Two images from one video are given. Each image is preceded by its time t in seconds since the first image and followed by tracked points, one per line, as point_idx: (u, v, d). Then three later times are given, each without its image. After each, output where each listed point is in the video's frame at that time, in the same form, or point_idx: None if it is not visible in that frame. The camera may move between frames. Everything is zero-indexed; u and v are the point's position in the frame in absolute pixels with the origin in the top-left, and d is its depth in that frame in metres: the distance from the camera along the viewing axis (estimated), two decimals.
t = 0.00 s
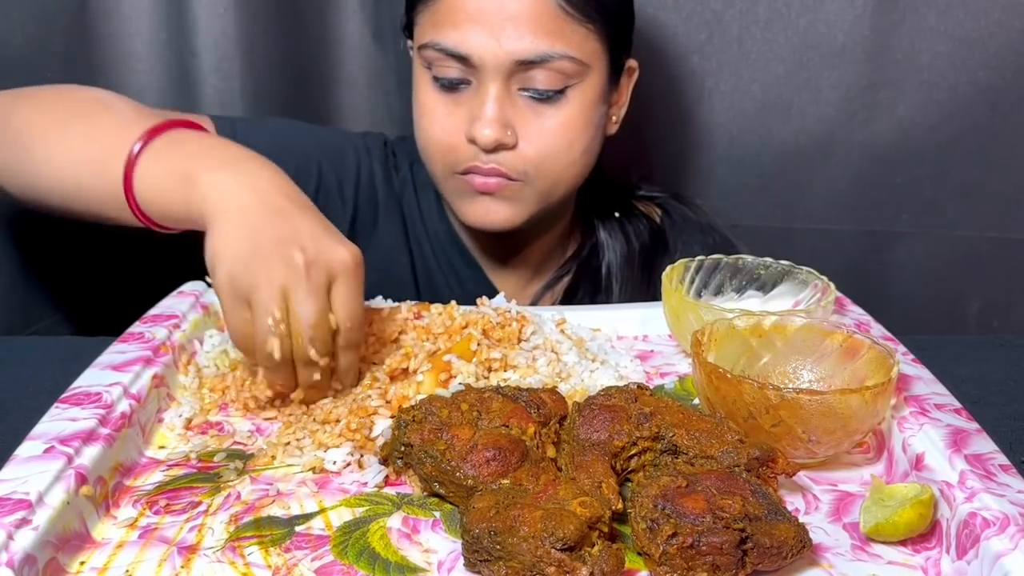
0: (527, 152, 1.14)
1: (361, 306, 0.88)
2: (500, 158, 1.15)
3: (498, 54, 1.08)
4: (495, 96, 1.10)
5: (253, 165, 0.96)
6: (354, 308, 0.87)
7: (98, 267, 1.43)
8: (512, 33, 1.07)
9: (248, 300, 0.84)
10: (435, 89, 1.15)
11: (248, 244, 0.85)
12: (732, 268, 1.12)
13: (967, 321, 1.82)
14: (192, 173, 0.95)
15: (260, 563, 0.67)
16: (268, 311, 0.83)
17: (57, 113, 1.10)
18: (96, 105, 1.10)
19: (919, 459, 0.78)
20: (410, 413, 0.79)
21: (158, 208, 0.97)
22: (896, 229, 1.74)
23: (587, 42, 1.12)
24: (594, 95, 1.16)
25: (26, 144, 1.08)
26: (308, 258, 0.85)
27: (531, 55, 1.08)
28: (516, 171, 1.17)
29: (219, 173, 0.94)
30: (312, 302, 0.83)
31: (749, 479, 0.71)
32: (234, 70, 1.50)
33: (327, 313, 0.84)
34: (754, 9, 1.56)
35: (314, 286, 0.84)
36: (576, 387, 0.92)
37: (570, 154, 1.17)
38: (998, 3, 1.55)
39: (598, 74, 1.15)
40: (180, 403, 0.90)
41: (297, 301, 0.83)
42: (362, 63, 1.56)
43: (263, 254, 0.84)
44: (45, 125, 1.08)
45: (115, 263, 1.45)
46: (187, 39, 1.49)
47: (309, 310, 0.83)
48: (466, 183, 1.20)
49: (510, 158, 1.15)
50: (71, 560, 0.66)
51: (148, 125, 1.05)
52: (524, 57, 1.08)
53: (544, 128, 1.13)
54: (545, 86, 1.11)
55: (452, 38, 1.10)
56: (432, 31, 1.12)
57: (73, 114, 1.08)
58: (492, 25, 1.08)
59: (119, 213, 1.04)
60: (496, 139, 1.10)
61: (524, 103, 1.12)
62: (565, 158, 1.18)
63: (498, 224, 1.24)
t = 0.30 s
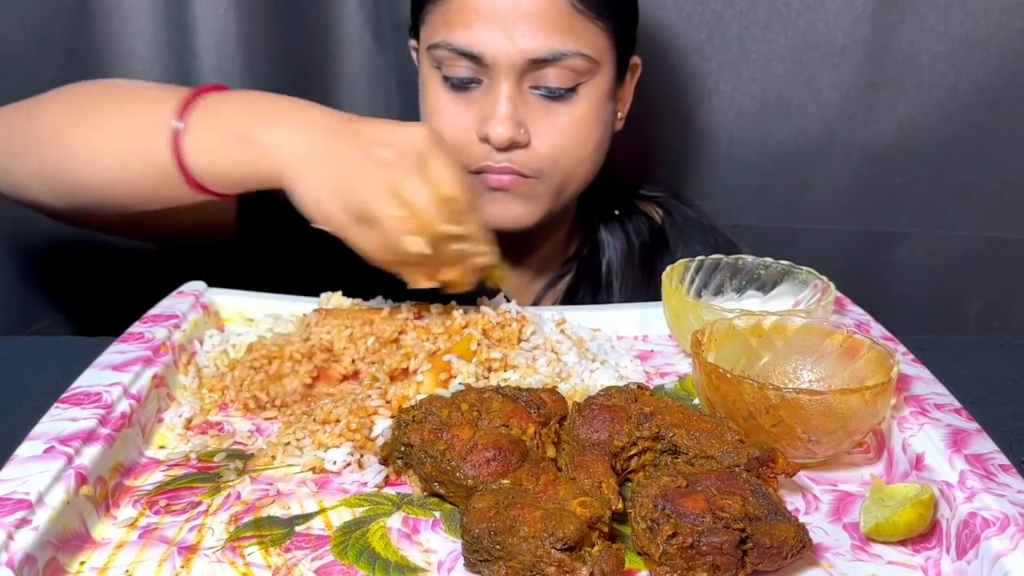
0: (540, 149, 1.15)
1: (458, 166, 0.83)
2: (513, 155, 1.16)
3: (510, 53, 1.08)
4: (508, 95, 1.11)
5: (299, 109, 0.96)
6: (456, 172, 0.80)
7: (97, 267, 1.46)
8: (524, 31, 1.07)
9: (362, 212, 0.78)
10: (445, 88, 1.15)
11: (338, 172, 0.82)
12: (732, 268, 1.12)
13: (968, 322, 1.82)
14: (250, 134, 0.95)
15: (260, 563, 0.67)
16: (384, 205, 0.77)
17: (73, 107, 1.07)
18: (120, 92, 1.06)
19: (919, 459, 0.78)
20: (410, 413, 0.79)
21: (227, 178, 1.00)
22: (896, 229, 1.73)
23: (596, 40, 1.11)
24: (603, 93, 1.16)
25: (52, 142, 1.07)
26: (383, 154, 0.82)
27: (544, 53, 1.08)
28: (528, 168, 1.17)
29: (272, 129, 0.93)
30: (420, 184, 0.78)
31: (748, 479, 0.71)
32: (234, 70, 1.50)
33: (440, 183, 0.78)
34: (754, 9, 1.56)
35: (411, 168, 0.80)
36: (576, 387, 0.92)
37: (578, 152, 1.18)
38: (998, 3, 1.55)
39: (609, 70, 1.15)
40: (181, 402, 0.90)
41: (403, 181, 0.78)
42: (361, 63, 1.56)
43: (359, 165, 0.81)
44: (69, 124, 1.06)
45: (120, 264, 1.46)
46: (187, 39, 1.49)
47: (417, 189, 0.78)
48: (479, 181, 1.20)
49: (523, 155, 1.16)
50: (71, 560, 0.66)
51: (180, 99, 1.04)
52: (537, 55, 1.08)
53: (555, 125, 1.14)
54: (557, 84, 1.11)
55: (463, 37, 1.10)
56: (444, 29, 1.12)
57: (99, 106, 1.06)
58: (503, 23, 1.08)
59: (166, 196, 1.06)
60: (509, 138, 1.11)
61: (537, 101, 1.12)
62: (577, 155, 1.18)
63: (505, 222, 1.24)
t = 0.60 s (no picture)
0: (535, 150, 1.14)
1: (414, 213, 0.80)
2: (509, 156, 1.15)
3: (507, 55, 1.08)
4: (505, 97, 1.10)
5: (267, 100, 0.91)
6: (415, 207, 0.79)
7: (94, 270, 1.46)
8: (520, 32, 1.07)
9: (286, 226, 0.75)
10: (443, 90, 1.15)
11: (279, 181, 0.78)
12: (733, 268, 1.12)
13: (968, 322, 1.82)
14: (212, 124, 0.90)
15: (260, 563, 0.67)
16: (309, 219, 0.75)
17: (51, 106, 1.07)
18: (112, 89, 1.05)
19: (919, 459, 0.78)
20: (410, 413, 0.79)
21: (190, 170, 0.95)
22: (896, 229, 1.73)
23: (595, 43, 1.12)
24: (602, 94, 1.16)
25: (30, 141, 1.07)
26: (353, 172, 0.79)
27: (541, 55, 1.08)
28: (524, 171, 1.17)
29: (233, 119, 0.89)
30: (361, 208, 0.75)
31: (748, 479, 0.71)
32: (234, 69, 1.50)
33: (386, 215, 0.76)
34: (754, 9, 1.56)
35: (363, 196, 0.76)
36: (576, 387, 0.92)
37: (578, 153, 1.18)
38: (998, 3, 1.55)
39: (608, 72, 1.15)
40: (182, 402, 0.90)
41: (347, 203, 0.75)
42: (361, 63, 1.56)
43: (310, 175, 0.77)
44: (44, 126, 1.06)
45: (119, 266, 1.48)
46: (187, 39, 1.49)
47: (359, 213, 0.75)
48: (474, 181, 1.20)
49: (521, 156, 1.15)
50: (71, 560, 0.66)
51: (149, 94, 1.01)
52: (533, 57, 1.08)
53: (553, 126, 1.13)
54: (554, 86, 1.11)
55: (461, 39, 1.10)
56: (442, 31, 1.12)
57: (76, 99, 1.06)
58: (500, 25, 1.07)
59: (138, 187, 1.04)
60: (506, 140, 1.10)
61: (534, 103, 1.12)
62: (578, 155, 1.18)
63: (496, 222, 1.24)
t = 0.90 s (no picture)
0: (513, 153, 1.14)
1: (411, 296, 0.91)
2: (486, 159, 1.14)
3: (483, 56, 1.08)
4: (482, 97, 1.09)
5: (271, 176, 0.96)
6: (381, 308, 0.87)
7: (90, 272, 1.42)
8: (498, 34, 1.07)
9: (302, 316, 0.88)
10: (421, 92, 1.15)
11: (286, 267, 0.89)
12: (732, 268, 1.12)
13: (967, 321, 1.81)
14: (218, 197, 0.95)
15: (261, 563, 0.67)
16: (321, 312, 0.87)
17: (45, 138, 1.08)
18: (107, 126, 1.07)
19: (919, 459, 0.78)
20: (410, 412, 0.79)
21: (191, 233, 0.98)
22: (896, 229, 1.73)
23: (575, 43, 1.12)
24: (582, 95, 1.16)
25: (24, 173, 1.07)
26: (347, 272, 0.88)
27: (518, 56, 1.08)
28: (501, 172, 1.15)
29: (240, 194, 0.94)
30: (366, 298, 0.87)
31: (749, 479, 0.71)
32: (235, 70, 1.50)
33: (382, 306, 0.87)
34: (754, 9, 1.56)
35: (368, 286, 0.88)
36: (576, 388, 0.92)
37: (558, 154, 1.17)
38: (998, 3, 1.55)
39: (587, 73, 1.15)
40: (180, 403, 0.90)
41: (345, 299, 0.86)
42: (362, 63, 1.56)
43: (314, 271, 0.88)
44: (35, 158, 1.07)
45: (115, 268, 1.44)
46: (187, 39, 1.49)
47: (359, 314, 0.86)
48: (452, 182, 1.18)
49: (499, 158, 1.14)
50: (71, 560, 0.66)
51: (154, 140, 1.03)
52: (509, 57, 1.08)
53: (531, 127, 1.13)
54: (532, 87, 1.11)
55: (438, 40, 1.10)
56: (420, 32, 1.12)
57: (73, 136, 1.07)
58: (478, 26, 1.08)
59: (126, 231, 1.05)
60: (483, 140, 1.09)
61: (511, 104, 1.11)
62: (558, 158, 1.17)
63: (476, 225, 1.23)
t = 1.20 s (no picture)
0: (509, 162, 1.14)
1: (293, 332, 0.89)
2: (481, 169, 1.14)
3: (477, 62, 1.07)
4: (477, 105, 1.09)
5: (202, 135, 0.95)
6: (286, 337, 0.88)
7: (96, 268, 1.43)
8: (493, 42, 1.07)
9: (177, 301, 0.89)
10: (416, 100, 1.15)
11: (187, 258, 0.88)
12: (732, 268, 1.12)
13: (968, 321, 1.81)
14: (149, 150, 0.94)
15: (260, 563, 0.67)
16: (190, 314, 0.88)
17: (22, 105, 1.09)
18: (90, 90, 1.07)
19: (920, 459, 0.78)
20: (410, 413, 0.79)
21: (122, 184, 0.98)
22: (897, 229, 1.73)
23: (572, 51, 1.12)
24: (579, 103, 1.15)
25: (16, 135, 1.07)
26: (232, 291, 0.86)
27: (513, 64, 1.07)
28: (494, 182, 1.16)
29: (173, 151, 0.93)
30: (227, 335, 0.86)
31: (749, 479, 0.71)
32: (234, 69, 1.51)
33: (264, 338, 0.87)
34: (754, 9, 1.57)
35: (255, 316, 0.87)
36: (576, 388, 0.92)
37: (554, 162, 1.17)
38: (998, 3, 1.55)
39: (584, 81, 1.15)
40: (181, 402, 0.90)
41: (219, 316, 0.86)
42: (363, 63, 1.57)
43: (205, 269, 0.87)
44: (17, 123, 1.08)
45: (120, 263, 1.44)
46: (187, 39, 1.50)
47: (228, 338, 0.86)
48: (447, 192, 1.19)
49: (493, 168, 1.14)
50: (71, 560, 0.66)
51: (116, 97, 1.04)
52: (503, 65, 1.07)
53: (528, 136, 1.13)
54: (528, 96, 1.10)
55: (432, 47, 1.10)
56: (415, 39, 1.12)
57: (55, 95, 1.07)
58: (473, 34, 1.07)
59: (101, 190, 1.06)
60: (476, 149, 1.09)
61: (506, 112, 1.11)
62: (552, 168, 1.17)
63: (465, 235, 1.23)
